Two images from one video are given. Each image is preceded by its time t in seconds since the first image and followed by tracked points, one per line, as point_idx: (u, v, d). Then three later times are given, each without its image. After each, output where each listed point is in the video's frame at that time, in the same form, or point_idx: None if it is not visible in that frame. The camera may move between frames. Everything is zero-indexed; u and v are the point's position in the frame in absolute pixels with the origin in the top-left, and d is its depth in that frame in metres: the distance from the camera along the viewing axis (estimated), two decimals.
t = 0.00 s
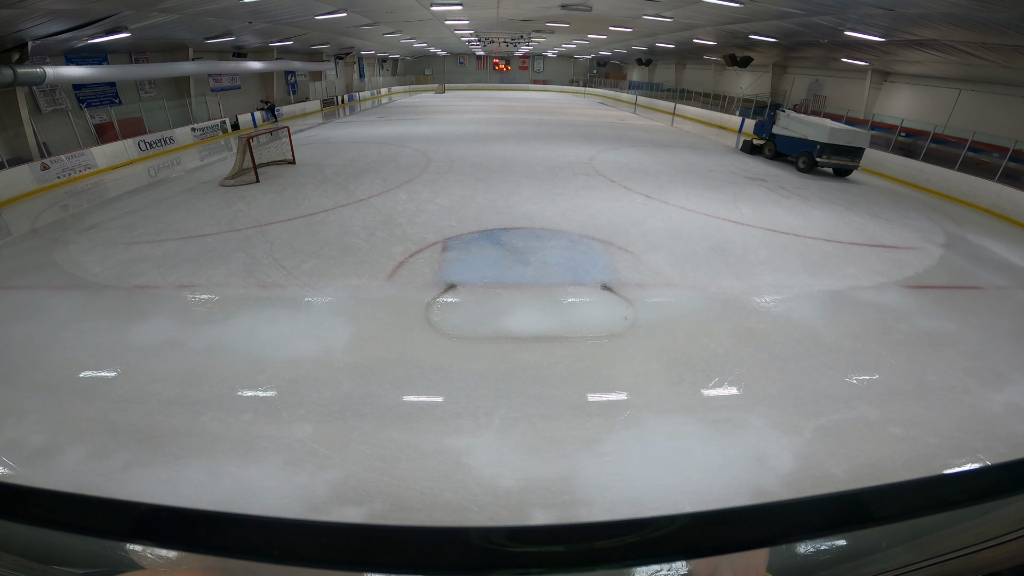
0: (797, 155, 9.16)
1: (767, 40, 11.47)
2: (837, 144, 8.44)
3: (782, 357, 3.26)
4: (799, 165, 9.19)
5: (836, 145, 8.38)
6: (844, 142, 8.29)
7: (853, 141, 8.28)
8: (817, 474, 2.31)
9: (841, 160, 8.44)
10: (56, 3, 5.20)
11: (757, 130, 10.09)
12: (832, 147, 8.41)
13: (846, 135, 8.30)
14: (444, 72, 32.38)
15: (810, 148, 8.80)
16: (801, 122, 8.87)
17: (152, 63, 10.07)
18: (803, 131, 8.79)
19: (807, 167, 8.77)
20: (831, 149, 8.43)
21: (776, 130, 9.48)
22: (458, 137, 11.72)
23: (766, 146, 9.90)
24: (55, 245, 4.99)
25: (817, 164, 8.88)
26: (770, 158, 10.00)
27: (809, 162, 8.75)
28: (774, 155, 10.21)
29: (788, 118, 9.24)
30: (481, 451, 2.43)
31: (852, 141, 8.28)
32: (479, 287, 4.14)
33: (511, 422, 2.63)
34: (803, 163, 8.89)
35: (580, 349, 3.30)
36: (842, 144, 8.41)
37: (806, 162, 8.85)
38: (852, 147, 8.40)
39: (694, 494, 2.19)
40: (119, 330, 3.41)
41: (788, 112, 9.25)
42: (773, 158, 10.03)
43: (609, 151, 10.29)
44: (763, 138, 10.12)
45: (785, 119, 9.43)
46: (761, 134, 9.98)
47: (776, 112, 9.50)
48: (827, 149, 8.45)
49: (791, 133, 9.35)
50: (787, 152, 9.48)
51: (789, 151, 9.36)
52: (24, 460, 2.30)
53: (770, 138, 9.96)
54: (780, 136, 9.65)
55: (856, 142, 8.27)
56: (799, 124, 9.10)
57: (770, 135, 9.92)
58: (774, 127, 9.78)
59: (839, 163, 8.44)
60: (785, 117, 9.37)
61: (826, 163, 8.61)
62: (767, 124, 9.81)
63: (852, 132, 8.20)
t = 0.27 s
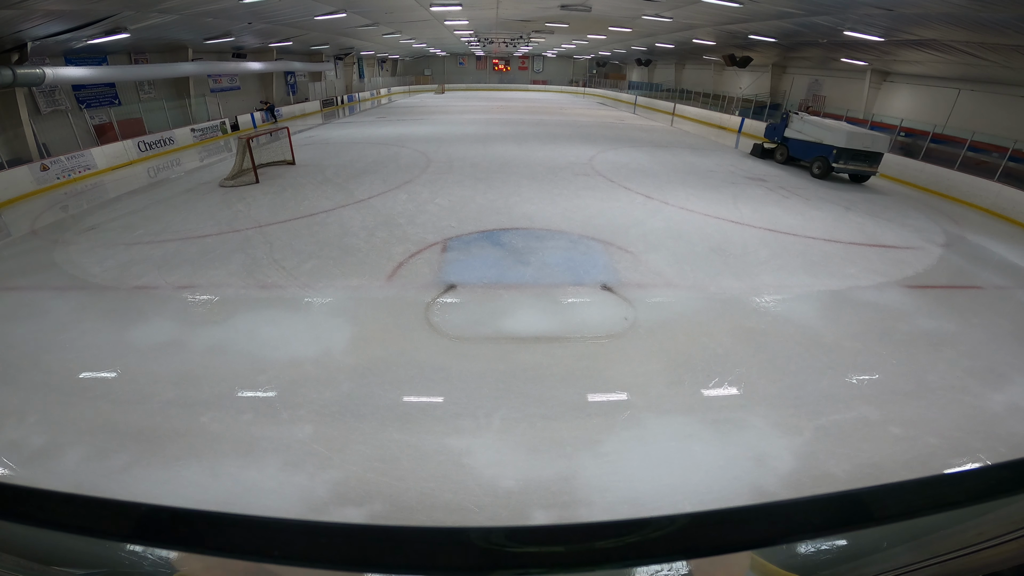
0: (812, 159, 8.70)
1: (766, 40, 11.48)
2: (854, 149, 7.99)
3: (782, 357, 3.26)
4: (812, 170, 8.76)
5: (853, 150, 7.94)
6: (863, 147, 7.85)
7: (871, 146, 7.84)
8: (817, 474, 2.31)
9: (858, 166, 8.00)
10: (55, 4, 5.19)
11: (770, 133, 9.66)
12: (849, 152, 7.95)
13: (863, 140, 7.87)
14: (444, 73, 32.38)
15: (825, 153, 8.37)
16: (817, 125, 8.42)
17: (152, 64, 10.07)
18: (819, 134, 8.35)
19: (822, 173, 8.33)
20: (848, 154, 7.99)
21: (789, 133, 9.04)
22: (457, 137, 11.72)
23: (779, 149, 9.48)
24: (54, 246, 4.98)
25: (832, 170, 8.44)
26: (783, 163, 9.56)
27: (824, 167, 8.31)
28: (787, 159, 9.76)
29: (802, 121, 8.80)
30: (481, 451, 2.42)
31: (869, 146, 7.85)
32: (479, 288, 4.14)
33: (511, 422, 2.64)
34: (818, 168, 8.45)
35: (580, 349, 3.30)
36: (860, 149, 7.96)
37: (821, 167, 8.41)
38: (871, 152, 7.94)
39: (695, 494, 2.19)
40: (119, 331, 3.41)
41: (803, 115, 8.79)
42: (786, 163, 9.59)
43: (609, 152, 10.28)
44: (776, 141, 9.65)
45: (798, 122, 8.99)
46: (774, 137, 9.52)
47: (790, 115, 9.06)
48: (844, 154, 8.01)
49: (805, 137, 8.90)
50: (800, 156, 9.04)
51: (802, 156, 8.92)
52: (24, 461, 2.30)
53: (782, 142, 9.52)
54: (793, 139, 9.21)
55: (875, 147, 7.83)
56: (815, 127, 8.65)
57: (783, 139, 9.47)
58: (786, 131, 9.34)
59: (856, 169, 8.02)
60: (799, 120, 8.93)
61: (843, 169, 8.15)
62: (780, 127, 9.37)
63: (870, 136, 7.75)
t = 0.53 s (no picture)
0: (827, 165, 8.27)
1: (766, 40, 11.48)
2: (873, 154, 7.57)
3: (782, 357, 3.26)
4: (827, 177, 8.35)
5: (872, 156, 7.55)
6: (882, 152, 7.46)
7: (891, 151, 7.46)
8: (818, 474, 2.31)
9: (877, 172, 7.62)
10: (56, 4, 5.20)
11: (782, 137, 9.20)
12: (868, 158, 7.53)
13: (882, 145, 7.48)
14: (444, 73, 32.38)
15: (841, 158, 7.95)
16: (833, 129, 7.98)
17: (151, 64, 10.07)
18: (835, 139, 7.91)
19: (838, 180, 7.92)
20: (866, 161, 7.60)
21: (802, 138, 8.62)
22: (457, 138, 11.72)
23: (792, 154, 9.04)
24: (54, 247, 4.97)
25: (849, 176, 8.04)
26: (796, 169, 9.12)
27: (841, 174, 7.91)
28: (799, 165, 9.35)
29: (816, 125, 8.37)
30: (481, 452, 2.42)
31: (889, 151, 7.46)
32: (479, 289, 4.14)
33: (512, 423, 2.64)
34: (833, 174, 8.05)
35: (580, 350, 3.30)
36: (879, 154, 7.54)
37: (837, 174, 8.01)
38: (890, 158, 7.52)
39: (695, 494, 2.19)
40: (119, 332, 3.40)
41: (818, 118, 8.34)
42: (798, 168, 9.18)
43: (608, 152, 10.29)
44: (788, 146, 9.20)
45: (812, 126, 8.57)
46: (787, 141, 9.07)
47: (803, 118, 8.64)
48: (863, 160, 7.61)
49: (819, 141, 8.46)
50: (814, 161, 8.63)
51: (816, 161, 8.52)
52: (24, 462, 2.29)
53: (794, 146, 9.10)
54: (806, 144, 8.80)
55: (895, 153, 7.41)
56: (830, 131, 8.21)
57: (796, 143, 9.05)
58: (799, 135, 8.91)
59: (874, 176, 7.61)
60: (813, 124, 8.51)
61: (861, 175, 7.73)
62: (792, 131, 8.95)
63: (890, 141, 7.33)
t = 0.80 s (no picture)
0: (843, 172, 7.78)
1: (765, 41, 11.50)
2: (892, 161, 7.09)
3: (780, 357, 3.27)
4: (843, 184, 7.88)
5: (891, 162, 7.05)
6: (902, 158, 6.98)
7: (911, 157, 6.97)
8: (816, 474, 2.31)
9: (896, 179, 7.14)
10: (56, 6, 5.21)
11: (795, 141, 8.71)
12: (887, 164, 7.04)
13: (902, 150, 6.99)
14: (443, 74, 32.39)
15: (858, 165, 7.46)
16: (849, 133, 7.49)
17: (151, 65, 10.08)
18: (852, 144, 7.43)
19: (854, 187, 7.44)
20: (885, 167, 7.11)
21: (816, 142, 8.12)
22: (457, 139, 11.72)
23: (806, 159, 8.55)
24: (54, 247, 4.98)
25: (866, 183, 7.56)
26: (809, 175, 8.63)
27: (857, 181, 7.43)
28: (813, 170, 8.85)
29: (831, 129, 7.87)
30: (480, 452, 2.43)
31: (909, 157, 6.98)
32: (478, 289, 4.14)
33: (511, 423, 2.64)
34: (849, 182, 7.57)
35: (579, 350, 3.31)
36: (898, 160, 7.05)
37: (853, 181, 7.52)
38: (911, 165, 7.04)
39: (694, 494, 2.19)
40: (119, 333, 3.41)
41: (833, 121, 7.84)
42: (811, 174, 8.70)
43: (608, 153, 10.30)
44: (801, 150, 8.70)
45: (827, 129, 8.06)
46: (800, 145, 8.58)
47: (817, 121, 8.13)
48: (881, 167, 7.12)
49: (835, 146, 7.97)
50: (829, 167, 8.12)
51: (831, 167, 8.04)
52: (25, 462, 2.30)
53: (808, 151, 8.60)
54: (820, 149, 8.31)
55: (916, 159, 6.93)
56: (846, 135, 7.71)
57: (809, 148, 8.55)
58: (813, 139, 8.42)
59: (894, 184, 7.13)
60: (828, 128, 8.01)
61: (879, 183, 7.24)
62: (805, 135, 8.46)
63: (912, 146, 6.84)
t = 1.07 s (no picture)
0: (859, 178, 7.40)
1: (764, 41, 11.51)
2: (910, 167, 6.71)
3: (780, 357, 3.27)
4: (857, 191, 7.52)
5: (910, 169, 6.68)
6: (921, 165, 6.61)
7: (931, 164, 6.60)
8: (815, 474, 2.31)
9: (914, 187, 6.77)
10: (54, 5, 5.20)
11: (808, 145, 8.33)
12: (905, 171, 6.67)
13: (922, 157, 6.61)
14: (443, 74, 32.38)
15: (875, 171, 7.08)
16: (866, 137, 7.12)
17: (150, 65, 10.07)
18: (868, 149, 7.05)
19: (870, 195, 7.07)
20: (903, 175, 6.74)
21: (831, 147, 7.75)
22: (456, 139, 11.73)
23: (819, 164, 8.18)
24: (51, 247, 4.96)
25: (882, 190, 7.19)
26: (823, 181, 8.25)
27: (873, 188, 7.06)
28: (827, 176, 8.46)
29: (847, 133, 7.48)
30: (479, 453, 2.43)
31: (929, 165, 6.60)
32: (478, 289, 4.14)
33: (511, 424, 2.64)
34: (864, 189, 7.21)
35: (578, 350, 3.31)
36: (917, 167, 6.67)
37: (868, 188, 7.15)
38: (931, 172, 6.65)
39: (694, 495, 2.19)
40: (117, 333, 3.40)
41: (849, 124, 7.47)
42: (824, 180, 8.32)
43: (607, 153, 10.31)
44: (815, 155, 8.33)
45: (842, 133, 7.68)
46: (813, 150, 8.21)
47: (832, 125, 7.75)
48: (899, 174, 6.75)
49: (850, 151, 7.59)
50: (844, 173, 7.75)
51: (845, 173, 7.67)
52: (22, 463, 2.29)
53: (821, 156, 8.22)
54: (835, 154, 7.93)
55: (937, 165, 6.54)
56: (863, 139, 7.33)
57: (823, 153, 8.17)
58: (827, 143, 8.03)
59: (912, 192, 6.75)
60: (844, 131, 7.62)
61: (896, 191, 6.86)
62: (819, 139, 8.08)
63: (932, 152, 6.45)
